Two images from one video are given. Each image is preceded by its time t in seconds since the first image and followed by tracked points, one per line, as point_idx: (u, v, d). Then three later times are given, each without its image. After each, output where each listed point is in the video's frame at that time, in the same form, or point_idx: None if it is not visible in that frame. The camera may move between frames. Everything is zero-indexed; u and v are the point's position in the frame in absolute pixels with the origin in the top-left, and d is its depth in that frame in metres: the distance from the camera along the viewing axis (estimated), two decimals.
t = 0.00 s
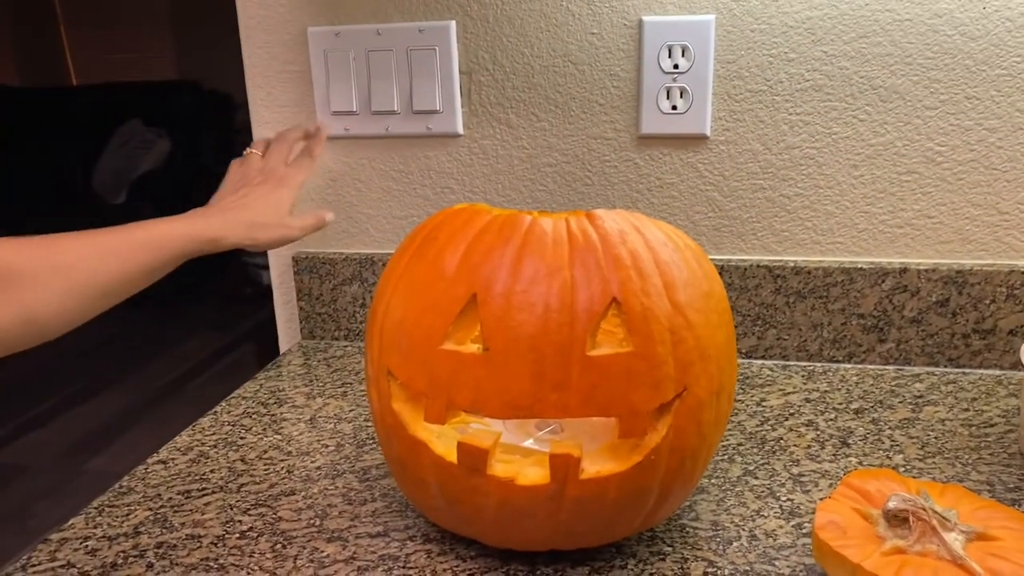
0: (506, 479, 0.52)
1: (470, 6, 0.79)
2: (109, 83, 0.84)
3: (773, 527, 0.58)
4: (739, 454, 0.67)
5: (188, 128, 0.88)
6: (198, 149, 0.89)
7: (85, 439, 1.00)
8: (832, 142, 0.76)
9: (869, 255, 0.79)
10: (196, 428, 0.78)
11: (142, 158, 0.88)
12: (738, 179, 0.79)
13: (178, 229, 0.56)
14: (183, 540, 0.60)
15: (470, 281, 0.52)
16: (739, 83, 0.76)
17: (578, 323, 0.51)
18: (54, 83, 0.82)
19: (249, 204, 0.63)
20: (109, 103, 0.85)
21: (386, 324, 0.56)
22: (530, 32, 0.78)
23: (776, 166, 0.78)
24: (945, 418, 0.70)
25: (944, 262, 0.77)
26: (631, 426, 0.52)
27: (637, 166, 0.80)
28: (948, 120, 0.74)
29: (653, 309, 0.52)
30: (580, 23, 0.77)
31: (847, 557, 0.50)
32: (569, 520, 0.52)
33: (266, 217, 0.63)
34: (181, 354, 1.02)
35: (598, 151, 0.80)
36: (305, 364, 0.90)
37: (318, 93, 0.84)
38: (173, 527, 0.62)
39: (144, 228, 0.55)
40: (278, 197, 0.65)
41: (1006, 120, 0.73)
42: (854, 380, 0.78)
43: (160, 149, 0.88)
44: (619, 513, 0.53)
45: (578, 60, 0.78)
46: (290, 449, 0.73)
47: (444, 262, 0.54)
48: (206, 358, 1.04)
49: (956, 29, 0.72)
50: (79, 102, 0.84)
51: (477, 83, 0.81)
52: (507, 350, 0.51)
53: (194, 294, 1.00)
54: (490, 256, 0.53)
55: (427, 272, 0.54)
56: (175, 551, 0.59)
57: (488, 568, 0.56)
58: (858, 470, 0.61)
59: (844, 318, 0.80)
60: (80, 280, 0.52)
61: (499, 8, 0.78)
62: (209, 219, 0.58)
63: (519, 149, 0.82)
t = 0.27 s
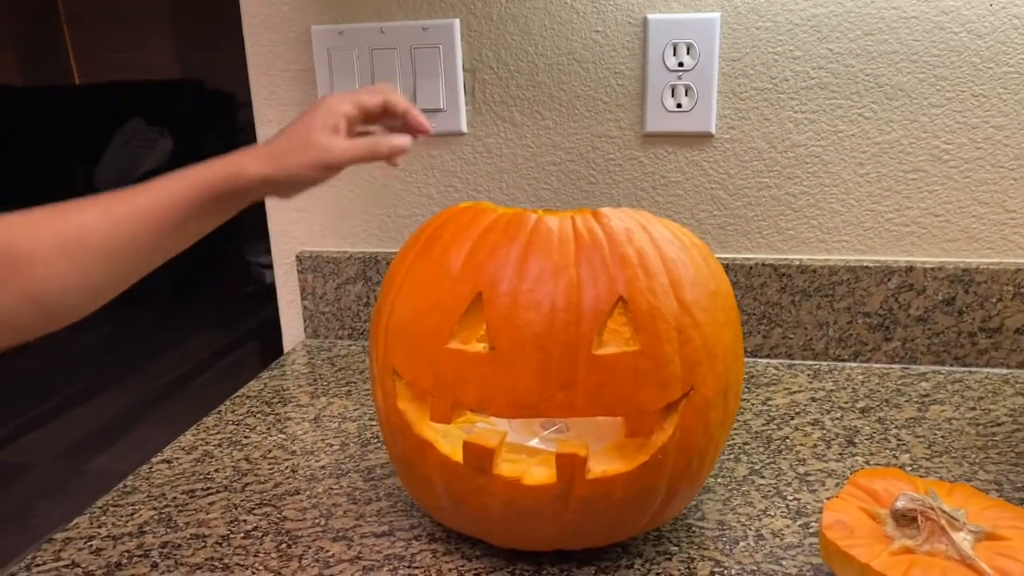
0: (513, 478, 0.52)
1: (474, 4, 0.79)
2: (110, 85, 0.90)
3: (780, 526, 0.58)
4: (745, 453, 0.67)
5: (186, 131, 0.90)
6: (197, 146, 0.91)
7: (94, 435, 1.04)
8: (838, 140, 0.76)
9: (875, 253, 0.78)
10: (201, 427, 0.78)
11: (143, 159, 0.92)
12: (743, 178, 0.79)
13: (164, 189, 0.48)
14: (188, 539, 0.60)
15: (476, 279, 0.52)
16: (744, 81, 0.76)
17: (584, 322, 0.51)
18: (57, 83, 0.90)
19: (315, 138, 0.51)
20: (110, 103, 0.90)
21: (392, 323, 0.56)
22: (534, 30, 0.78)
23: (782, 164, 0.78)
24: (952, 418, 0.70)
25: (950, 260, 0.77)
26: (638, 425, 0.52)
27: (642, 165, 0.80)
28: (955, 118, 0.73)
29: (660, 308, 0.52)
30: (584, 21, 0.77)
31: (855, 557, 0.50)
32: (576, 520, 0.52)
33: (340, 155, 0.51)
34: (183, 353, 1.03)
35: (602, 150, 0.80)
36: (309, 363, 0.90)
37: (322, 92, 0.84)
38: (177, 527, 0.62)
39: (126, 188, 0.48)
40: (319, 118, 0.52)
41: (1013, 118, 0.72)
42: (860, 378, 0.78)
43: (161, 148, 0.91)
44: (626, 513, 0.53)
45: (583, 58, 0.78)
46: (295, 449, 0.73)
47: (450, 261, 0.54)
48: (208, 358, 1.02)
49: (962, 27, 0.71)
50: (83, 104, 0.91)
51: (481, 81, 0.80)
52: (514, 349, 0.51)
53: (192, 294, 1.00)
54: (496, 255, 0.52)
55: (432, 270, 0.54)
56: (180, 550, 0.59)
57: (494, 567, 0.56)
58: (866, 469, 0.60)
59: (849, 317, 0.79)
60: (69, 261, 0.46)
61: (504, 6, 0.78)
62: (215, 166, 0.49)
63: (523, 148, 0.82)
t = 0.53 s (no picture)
0: (514, 474, 0.51)
1: None
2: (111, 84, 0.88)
3: (781, 523, 0.57)
4: (747, 450, 0.67)
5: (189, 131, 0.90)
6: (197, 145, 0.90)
7: (95, 434, 1.03)
8: (840, 136, 0.76)
9: (877, 250, 0.78)
10: (201, 424, 0.77)
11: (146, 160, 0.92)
12: (745, 174, 0.78)
13: (250, 92, 0.51)
14: (188, 536, 0.60)
15: (477, 274, 0.52)
16: (746, 76, 0.76)
17: (586, 317, 0.50)
18: (57, 83, 0.87)
19: (428, 87, 0.51)
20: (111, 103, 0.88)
21: (393, 318, 0.55)
22: (535, 26, 0.78)
23: (784, 161, 0.77)
24: (954, 414, 0.70)
25: (953, 256, 0.76)
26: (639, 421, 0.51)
27: (643, 161, 0.80)
28: (958, 113, 0.73)
29: (661, 303, 0.52)
30: (585, 16, 0.77)
31: (857, 553, 0.50)
32: (577, 516, 0.52)
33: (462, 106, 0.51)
34: (185, 353, 1.02)
35: (604, 146, 0.80)
36: (310, 360, 0.90)
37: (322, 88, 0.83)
38: (177, 524, 0.62)
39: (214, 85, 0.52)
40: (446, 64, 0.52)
41: (1015, 113, 0.72)
42: (863, 375, 0.78)
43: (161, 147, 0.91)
44: (627, 510, 0.52)
45: (584, 53, 0.78)
46: (295, 445, 0.72)
47: (451, 256, 0.53)
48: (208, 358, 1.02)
49: (964, 22, 0.71)
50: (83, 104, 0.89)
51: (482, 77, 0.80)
52: (515, 344, 0.50)
53: (194, 294, 0.98)
54: (497, 250, 0.52)
55: (433, 265, 0.54)
56: (180, 547, 0.58)
57: (494, 564, 0.56)
58: (868, 466, 0.60)
59: (852, 313, 0.79)
60: (154, 148, 0.50)
61: (505, 2, 0.78)
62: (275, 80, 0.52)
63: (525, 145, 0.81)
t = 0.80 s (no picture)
0: (515, 473, 0.52)
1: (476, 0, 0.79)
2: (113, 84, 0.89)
3: (782, 521, 0.58)
4: (748, 448, 0.67)
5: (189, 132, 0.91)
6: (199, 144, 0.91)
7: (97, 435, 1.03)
8: (840, 135, 0.76)
9: (876, 249, 0.78)
10: (203, 423, 0.78)
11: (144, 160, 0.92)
12: (745, 173, 0.79)
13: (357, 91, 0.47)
14: (191, 535, 0.60)
15: (479, 274, 0.52)
16: (746, 76, 0.76)
17: (587, 316, 0.51)
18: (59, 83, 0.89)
19: (516, 144, 0.52)
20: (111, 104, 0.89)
21: (395, 317, 0.56)
22: (536, 26, 0.78)
23: (783, 160, 0.78)
24: (955, 412, 0.70)
25: (952, 255, 0.77)
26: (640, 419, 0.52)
27: (643, 161, 0.80)
28: (958, 113, 0.73)
29: (662, 302, 0.52)
30: (586, 17, 0.77)
31: (858, 550, 0.50)
32: (579, 514, 0.52)
33: (544, 168, 0.53)
34: (186, 352, 1.03)
35: (604, 146, 0.80)
36: (312, 360, 0.90)
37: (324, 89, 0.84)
38: (180, 523, 0.62)
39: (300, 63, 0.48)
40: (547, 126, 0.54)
41: (1015, 113, 0.72)
42: (863, 374, 0.78)
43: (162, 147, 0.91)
44: (628, 508, 0.53)
45: (585, 54, 0.78)
46: (298, 445, 0.73)
47: (452, 255, 0.54)
48: (212, 357, 1.03)
49: (964, 21, 0.71)
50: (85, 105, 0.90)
51: (483, 78, 0.81)
52: (517, 343, 0.51)
53: (195, 294, 0.99)
54: (498, 249, 0.52)
55: (435, 265, 0.54)
56: (183, 546, 0.59)
57: (496, 562, 0.56)
58: (868, 464, 0.60)
59: (852, 312, 0.79)
60: (239, 121, 0.46)
61: (506, 3, 0.78)
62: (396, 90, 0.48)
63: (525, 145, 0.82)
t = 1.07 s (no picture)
0: (513, 472, 0.52)
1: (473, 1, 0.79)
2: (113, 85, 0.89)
3: (779, 520, 0.58)
4: (746, 448, 0.67)
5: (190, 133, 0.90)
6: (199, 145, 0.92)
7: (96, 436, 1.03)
8: (837, 136, 0.76)
9: (873, 249, 0.79)
10: (202, 424, 0.78)
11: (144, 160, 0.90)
12: (742, 174, 0.79)
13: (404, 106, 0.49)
14: (190, 535, 0.60)
15: (477, 274, 0.52)
16: (743, 77, 0.76)
17: (584, 316, 0.51)
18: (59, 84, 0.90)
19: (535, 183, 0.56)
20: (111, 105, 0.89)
21: (393, 318, 0.56)
22: (534, 27, 0.78)
23: (780, 160, 0.78)
24: (952, 412, 0.70)
25: (949, 255, 0.77)
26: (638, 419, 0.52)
27: (641, 161, 0.80)
28: (954, 113, 0.74)
29: (659, 302, 0.52)
30: (583, 18, 0.77)
31: (854, 549, 0.50)
32: (577, 513, 0.52)
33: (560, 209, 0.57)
34: (185, 354, 1.03)
35: (602, 146, 0.80)
36: (310, 361, 0.90)
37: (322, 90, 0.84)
38: (179, 523, 0.62)
39: (363, 77, 0.49)
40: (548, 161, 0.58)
41: (1011, 113, 0.73)
42: (860, 374, 0.78)
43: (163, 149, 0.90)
44: (625, 507, 0.53)
45: (583, 54, 0.78)
46: (297, 445, 0.73)
47: (450, 255, 0.54)
48: (212, 357, 1.04)
49: (960, 22, 0.71)
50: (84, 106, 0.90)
51: (481, 79, 0.81)
52: (514, 343, 0.51)
53: (195, 295, 1.00)
54: (495, 250, 0.53)
55: (433, 265, 0.54)
56: (182, 545, 0.59)
57: (494, 561, 0.56)
58: (864, 463, 0.61)
59: (849, 312, 0.80)
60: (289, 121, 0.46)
61: (504, 4, 0.78)
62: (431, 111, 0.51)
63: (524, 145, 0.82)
